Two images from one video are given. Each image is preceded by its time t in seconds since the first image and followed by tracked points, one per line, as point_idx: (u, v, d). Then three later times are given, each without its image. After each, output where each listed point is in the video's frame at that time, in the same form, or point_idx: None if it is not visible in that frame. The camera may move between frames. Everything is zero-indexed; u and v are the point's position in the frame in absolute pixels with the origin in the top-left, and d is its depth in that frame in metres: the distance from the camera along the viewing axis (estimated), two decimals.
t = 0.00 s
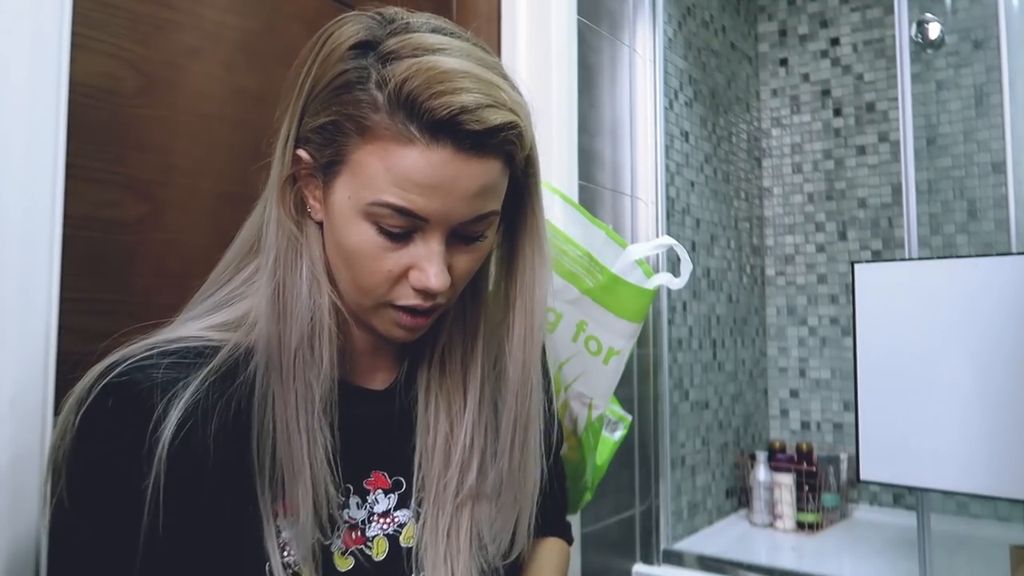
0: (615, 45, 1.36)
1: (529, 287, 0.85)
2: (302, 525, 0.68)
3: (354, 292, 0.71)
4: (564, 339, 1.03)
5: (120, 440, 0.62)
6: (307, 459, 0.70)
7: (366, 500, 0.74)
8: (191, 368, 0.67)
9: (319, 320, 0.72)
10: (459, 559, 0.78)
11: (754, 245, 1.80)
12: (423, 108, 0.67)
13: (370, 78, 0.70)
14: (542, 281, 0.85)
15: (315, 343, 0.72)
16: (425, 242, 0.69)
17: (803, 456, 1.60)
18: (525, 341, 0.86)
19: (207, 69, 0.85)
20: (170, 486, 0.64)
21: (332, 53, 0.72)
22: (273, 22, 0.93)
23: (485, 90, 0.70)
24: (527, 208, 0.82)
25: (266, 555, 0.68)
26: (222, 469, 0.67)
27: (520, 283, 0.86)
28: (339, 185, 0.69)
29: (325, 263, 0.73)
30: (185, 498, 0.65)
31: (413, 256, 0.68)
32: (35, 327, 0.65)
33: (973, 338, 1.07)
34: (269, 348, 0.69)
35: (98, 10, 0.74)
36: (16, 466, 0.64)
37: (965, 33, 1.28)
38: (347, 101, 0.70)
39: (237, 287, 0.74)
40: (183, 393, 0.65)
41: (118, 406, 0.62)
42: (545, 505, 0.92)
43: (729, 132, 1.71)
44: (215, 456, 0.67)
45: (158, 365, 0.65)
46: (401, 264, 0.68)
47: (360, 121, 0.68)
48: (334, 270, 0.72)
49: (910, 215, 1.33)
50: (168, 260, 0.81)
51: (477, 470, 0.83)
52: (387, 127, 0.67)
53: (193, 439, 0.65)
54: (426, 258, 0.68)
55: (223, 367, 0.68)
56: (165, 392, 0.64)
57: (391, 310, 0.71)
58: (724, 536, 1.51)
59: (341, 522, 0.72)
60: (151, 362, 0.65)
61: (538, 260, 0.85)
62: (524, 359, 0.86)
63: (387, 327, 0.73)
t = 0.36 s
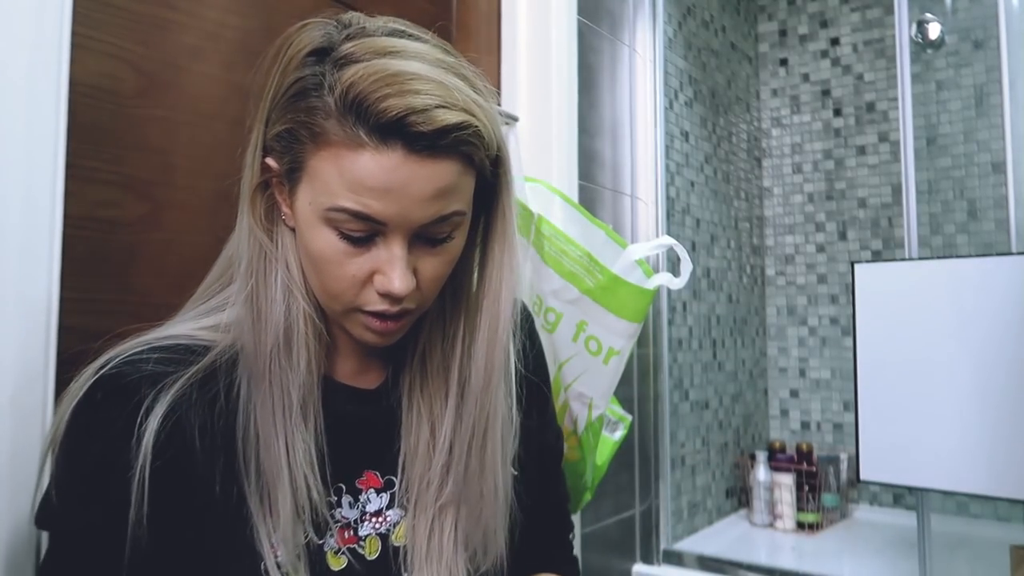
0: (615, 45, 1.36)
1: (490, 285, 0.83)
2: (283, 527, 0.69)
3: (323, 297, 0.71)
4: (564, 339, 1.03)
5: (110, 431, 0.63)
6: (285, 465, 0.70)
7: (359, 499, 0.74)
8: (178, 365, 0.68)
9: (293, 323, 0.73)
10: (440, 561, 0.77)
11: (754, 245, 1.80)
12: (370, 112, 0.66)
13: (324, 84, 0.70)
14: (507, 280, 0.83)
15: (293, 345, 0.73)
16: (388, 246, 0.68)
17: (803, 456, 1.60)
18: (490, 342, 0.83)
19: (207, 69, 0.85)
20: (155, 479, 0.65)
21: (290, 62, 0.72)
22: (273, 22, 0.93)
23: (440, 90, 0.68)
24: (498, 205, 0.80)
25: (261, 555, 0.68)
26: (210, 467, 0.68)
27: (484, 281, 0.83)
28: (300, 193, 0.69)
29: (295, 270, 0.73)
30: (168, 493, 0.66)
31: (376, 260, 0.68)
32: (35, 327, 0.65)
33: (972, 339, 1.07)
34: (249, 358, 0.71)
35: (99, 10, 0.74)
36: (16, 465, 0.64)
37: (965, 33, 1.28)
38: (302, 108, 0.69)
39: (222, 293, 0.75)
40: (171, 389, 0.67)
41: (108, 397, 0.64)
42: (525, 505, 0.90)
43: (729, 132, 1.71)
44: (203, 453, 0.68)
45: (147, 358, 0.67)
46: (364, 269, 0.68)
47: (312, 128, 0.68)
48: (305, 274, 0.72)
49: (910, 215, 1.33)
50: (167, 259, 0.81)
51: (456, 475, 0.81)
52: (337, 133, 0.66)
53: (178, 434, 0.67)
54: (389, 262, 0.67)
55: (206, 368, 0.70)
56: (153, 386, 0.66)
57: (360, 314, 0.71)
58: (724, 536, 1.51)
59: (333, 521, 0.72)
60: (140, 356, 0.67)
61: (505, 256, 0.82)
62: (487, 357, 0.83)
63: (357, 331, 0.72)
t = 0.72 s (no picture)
0: (615, 45, 1.36)
1: (500, 281, 0.83)
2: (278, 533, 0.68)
3: (338, 300, 0.70)
4: (564, 339, 1.03)
5: (91, 437, 0.63)
6: (282, 474, 0.69)
7: (357, 496, 0.74)
8: (166, 370, 0.67)
9: (296, 326, 0.72)
10: (442, 559, 0.78)
11: (754, 245, 1.80)
12: (400, 115, 0.66)
13: (342, 87, 0.69)
14: (515, 275, 0.84)
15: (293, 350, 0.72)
16: (410, 245, 0.68)
17: (803, 456, 1.60)
18: (502, 337, 0.83)
19: (207, 69, 0.85)
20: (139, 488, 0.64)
21: (299, 62, 0.70)
22: (274, 22, 0.93)
23: (461, 91, 0.69)
24: (501, 205, 0.81)
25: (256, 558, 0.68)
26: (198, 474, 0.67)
27: (492, 281, 0.84)
28: (318, 196, 0.68)
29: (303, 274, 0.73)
30: (159, 502, 0.65)
31: (398, 259, 0.68)
32: (34, 327, 0.65)
33: (972, 339, 1.07)
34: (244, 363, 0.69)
35: (99, 10, 0.74)
36: (16, 467, 0.64)
37: (965, 33, 1.28)
38: (323, 112, 0.68)
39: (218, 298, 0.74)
40: (156, 395, 0.65)
41: (96, 402, 0.64)
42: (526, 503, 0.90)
43: (729, 132, 1.71)
44: (189, 460, 0.67)
45: (134, 363, 0.66)
46: (386, 269, 0.68)
47: (336, 132, 0.67)
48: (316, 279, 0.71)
49: (910, 215, 1.33)
50: (166, 261, 0.81)
51: (456, 470, 0.82)
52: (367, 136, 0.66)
53: (164, 442, 0.65)
54: (411, 261, 0.68)
55: (198, 373, 0.69)
56: (139, 391, 0.65)
57: (377, 316, 0.71)
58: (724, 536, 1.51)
59: (333, 519, 0.72)
60: (127, 360, 0.66)
61: (512, 252, 0.83)
62: (501, 361, 0.84)
63: (374, 333, 0.72)
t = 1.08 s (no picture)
0: (615, 45, 1.36)
1: (514, 279, 0.86)
2: (297, 527, 0.68)
3: (358, 293, 0.70)
4: (564, 339, 1.03)
5: (113, 438, 0.62)
6: (302, 466, 0.69)
7: (365, 489, 0.75)
8: (184, 366, 0.66)
9: (314, 321, 0.72)
10: (451, 557, 0.78)
11: (755, 245, 1.80)
12: (439, 108, 0.68)
13: (377, 80, 0.71)
14: (528, 273, 0.86)
15: (311, 343, 0.72)
16: (436, 236, 0.70)
17: (803, 456, 1.60)
18: (519, 334, 0.86)
19: (207, 70, 0.85)
20: (160, 487, 0.63)
21: (330, 56, 0.71)
22: (274, 22, 0.93)
23: (491, 90, 0.72)
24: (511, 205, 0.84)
25: (271, 552, 0.68)
26: (219, 468, 0.66)
27: (502, 280, 0.86)
28: (347, 186, 0.69)
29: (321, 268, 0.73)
30: (179, 501, 0.64)
31: (424, 250, 0.69)
32: (34, 327, 0.65)
33: (971, 339, 1.07)
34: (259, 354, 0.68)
35: (99, 10, 0.74)
36: (16, 468, 0.63)
37: (965, 33, 1.28)
38: (358, 103, 0.69)
39: (229, 292, 0.73)
40: (175, 393, 0.65)
41: (114, 402, 0.62)
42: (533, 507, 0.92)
43: (729, 132, 1.71)
44: (212, 454, 0.66)
45: (151, 360, 0.65)
46: (411, 260, 0.69)
47: (373, 122, 0.68)
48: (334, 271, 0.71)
49: (910, 215, 1.33)
50: (166, 261, 0.81)
51: (464, 463, 0.82)
52: (406, 127, 0.67)
53: (183, 439, 0.65)
54: (436, 252, 0.69)
55: (216, 367, 0.68)
56: (157, 388, 0.64)
57: (397, 308, 0.72)
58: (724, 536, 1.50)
59: (345, 513, 0.72)
60: (144, 358, 0.65)
61: (524, 252, 0.86)
62: (517, 358, 0.86)
63: (392, 326, 0.73)
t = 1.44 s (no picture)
0: (615, 45, 1.36)
1: (518, 281, 0.86)
2: (295, 526, 0.68)
3: (359, 291, 0.71)
4: (564, 339, 1.03)
5: (110, 435, 0.63)
6: (305, 461, 0.69)
7: (369, 492, 0.75)
8: (183, 365, 0.67)
9: (319, 317, 0.72)
10: (453, 559, 0.78)
11: (754, 245, 1.80)
12: (438, 106, 0.68)
13: (380, 77, 0.71)
14: (532, 277, 0.86)
15: (317, 339, 0.72)
16: (436, 236, 0.69)
17: (803, 456, 1.60)
18: (519, 334, 0.85)
19: (207, 69, 0.84)
20: (156, 484, 0.64)
21: (336, 52, 0.72)
22: (274, 22, 0.92)
23: (493, 89, 0.71)
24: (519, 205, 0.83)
25: (271, 551, 0.68)
26: (215, 465, 0.67)
27: (507, 284, 0.86)
28: (349, 184, 0.69)
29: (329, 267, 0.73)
30: (174, 498, 0.64)
31: (423, 250, 0.69)
32: (35, 328, 0.64)
33: (972, 339, 1.07)
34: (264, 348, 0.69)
35: (98, 9, 0.74)
36: (18, 470, 0.63)
37: (965, 33, 1.28)
38: (359, 100, 0.70)
39: (234, 287, 0.74)
40: (172, 391, 0.65)
41: (113, 400, 0.63)
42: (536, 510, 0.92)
43: (729, 132, 1.71)
44: (209, 452, 0.67)
45: (151, 358, 0.66)
46: (411, 259, 0.69)
47: (373, 119, 0.69)
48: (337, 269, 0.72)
49: (910, 215, 1.33)
50: (166, 261, 0.81)
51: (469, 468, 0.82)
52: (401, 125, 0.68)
53: (180, 437, 0.65)
54: (436, 252, 0.69)
55: (215, 364, 0.68)
56: (156, 386, 0.64)
57: (397, 306, 0.72)
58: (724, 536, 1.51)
59: (348, 515, 0.73)
60: (145, 355, 0.66)
61: (529, 254, 0.85)
62: (518, 361, 0.85)
63: (393, 326, 0.73)
